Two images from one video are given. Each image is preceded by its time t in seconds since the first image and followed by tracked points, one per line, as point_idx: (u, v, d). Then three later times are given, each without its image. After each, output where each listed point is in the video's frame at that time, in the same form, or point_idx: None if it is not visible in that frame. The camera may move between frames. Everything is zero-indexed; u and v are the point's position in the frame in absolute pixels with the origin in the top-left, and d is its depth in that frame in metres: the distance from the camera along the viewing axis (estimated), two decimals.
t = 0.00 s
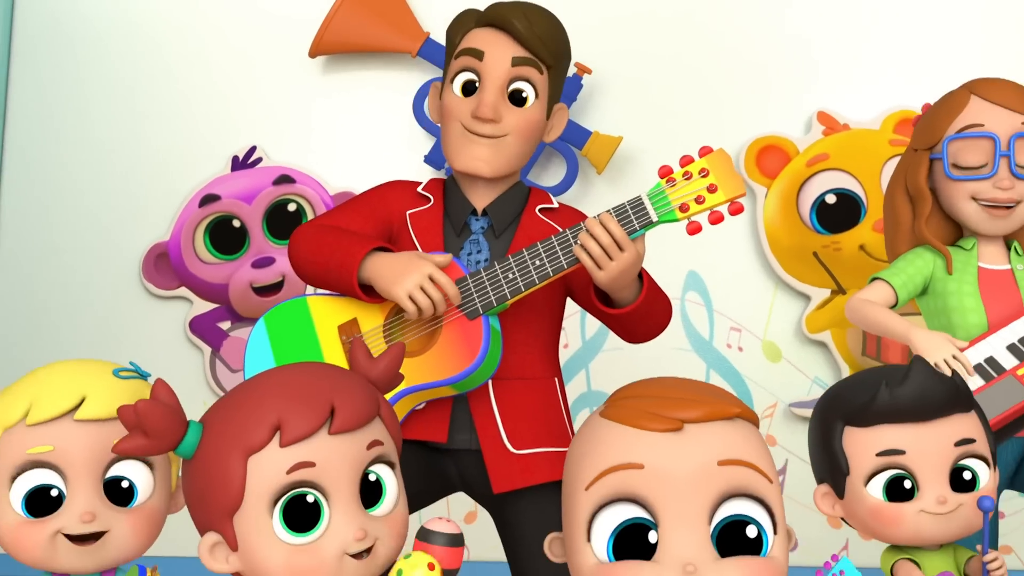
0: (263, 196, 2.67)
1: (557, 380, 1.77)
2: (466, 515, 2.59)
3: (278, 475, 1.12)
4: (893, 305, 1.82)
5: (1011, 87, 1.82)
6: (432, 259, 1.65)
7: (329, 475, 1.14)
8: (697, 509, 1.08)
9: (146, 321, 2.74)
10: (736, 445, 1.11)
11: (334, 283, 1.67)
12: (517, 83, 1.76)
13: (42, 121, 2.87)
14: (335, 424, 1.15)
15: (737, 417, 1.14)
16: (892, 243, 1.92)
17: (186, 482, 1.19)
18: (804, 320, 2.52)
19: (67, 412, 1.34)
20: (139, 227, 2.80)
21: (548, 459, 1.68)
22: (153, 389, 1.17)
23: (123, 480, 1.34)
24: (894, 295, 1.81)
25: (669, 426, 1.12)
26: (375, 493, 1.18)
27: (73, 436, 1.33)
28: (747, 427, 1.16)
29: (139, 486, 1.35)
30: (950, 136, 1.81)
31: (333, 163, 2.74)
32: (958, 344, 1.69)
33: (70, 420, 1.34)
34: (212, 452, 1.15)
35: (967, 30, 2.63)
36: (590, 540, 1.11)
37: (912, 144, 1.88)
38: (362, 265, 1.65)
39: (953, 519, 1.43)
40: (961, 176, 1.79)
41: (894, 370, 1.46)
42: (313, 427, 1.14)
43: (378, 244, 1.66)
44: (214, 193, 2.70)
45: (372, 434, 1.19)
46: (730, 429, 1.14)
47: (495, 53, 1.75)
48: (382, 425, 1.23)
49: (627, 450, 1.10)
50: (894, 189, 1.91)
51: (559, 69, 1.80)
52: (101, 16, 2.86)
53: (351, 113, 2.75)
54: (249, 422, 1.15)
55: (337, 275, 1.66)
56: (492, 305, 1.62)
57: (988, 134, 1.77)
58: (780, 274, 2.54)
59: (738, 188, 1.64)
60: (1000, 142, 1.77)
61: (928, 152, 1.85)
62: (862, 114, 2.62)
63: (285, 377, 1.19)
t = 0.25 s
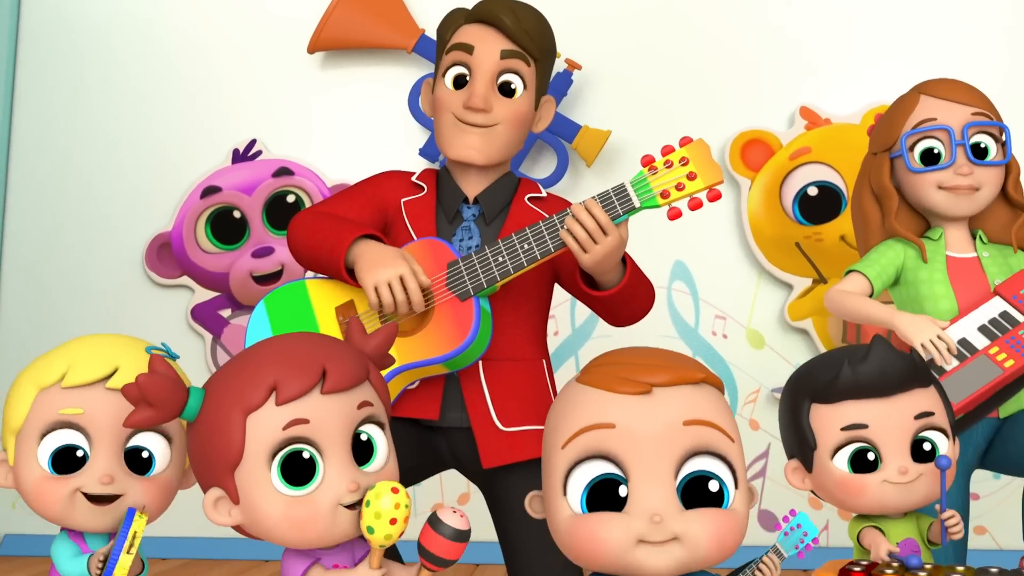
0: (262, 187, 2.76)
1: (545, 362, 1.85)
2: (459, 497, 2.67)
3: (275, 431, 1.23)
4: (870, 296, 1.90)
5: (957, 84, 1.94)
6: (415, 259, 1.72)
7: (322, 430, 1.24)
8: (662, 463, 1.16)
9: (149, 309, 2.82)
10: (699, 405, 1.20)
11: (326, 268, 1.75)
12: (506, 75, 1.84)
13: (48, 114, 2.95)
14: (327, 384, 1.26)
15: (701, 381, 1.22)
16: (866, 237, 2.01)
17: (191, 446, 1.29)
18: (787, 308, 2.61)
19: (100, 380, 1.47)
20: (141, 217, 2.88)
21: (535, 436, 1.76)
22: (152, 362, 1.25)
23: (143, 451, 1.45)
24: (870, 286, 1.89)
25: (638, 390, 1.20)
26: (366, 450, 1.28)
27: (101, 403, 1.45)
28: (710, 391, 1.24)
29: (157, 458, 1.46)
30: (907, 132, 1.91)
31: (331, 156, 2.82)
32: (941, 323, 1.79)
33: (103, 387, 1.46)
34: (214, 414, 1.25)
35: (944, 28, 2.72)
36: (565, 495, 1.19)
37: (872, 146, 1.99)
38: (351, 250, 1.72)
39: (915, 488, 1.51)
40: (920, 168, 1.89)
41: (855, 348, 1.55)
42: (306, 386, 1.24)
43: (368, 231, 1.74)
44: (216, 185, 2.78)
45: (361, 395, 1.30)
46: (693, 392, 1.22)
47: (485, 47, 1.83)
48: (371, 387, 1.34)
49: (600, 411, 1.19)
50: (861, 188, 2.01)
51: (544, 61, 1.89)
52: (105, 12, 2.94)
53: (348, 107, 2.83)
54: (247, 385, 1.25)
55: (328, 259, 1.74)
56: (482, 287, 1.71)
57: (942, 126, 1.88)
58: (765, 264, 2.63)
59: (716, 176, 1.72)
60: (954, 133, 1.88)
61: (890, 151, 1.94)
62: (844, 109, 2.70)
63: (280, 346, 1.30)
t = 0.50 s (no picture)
0: (261, 179, 2.84)
1: (532, 344, 1.93)
2: (451, 479, 2.77)
3: (275, 405, 1.31)
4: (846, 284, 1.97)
5: (926, 81, 2.01)
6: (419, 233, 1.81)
7: (319, 406, 1.32)
8: (631, 420, 1.30)
9: (150, 297, 2.91)
10: (661, 367, 1.34)
11: (327, 253, 1.84)
12: (495, 72, 1.93)
13: (52, 108, 3.03)
14: (325, 362, 1.34)
15: (667, 346, 1.37)
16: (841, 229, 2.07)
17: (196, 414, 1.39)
18: (769, 296, 2.71)
19: (86, 358, 1.54)
20: (143, 208, 2.96)
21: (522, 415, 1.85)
22: (171, 332, 1.37)
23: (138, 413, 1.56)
24: (845, 274, 1.96)
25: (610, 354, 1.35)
26: (360, 425, 1.37)
27: (93, 377, 1.53)
28: (676, 356, 1.40)
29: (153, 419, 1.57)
30: (878, 127, 1.99)
31: (328, 149, 2.91)
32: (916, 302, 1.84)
33: (89, 364, 1.54)
34: (221, 384, 1.33)
35: (920, 27, 2.82)
36: (542, 450, 1.34)
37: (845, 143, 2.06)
38: (352, 236, 1.82)
39: (882, 468, 1.56)
40: (892, 161, 1.96)
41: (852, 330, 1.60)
42: (306, 363, 1.32)
43: (367, 216, 1.83)
44: (215, 177, 2.86)
45: (358, 373, 1.38)
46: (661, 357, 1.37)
47: (475, 45, 1.92)
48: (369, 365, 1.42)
49: (576, 372, 1.33)
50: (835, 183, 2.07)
51: (533, 59, 1.98)
52: (108, 8, 3.02)
53: (345, 101, 2.91)
54: (251, 358, 1.33)
55: (330, 244, 1.82)
56: (472, 271, 1.79)
57: (911, 121, 1.96)
58: (747, 254, 2.73)
59: (693, 166, 1.81)
60: (922, 127, 1.95)
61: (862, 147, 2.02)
62: (825, 104, 2.79)
63: (283, 323, 1.38)
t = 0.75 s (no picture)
0: (258, 173, 2.91)
1: (521, 330, 2.00)
2: (443, 466, 2.84)
3: (247, 380, 1.43)
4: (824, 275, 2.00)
5: (896, 78, 2.06)
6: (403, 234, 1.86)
7: (284, 386, 1.41)
8: (609, 399, 1.38)
9: (149, 289, 2.97)
10: (639, 348, 1.42)
11: (318, 252, 1.90)
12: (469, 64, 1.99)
13: (52, 103, 3.09)
14: (295, 346, 1.42)
15: (643, 327, 1.45)
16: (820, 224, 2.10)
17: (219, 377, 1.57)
18: (753, 288, 2.77)
19: (83, 342, 1.60)
20: (142, 202, 3.02)
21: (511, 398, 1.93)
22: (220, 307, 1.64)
23: (136, 389, 1.63)
24: (824, 266, 2.00)
25: (588, 335, 1.42)
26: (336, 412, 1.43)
27: (92, 360, 1.59)
28: (651, 337, 1.47)
29: (150, 396, 1.64)
30: (854, 124, 2.02)
31: (323, 144, 2.97)
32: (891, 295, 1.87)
33: (86, 347, 1.60)
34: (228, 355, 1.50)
35: (902, 26, 2.88)
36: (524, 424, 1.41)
37: (823, 140, 2.09)
38: (340, 232, 1.88)
39: (854, 446, 1.63)
40: (869, 157, 2.00)
41: (840, 312, 1.65)
42: (277, 345, 1.43)
43: (352, 214, 1.90)
44: (214, 171, 2.93)
45: (336, 361, 1.44)
46: (632, 341, 1.44)
47: (445, 44, 1.97)
48: (362, 365, 1.46)
49: (554, 352, 1.41)
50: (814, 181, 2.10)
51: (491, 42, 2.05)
52: (108, 6, 3.09)
53: (340, 97, 2.98)
54: (246, 336, 1.47)
55: (320, 243, 1.88)
56: (462, 256, 1.85)
57: (885, 118, 2.00)
58: (732, 247, 2.79)
59: (666, 137, 1.89)
60: (896, 123, 1.99)
61: (839, 144, 2.06)
62: (809, 101, 2.86)
63: (286, 307, 1.49)
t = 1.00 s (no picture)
0: (254, 170, 2.95)
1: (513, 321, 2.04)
2: (436, 459, 2.88)
3: (251, 360, 1.49)
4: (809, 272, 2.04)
5: (875, 77, 2.09)
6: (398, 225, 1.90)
7: (282, 365, 1.46)
8: (584, 391, 1.43)
9: (146, 284, 3.00)
10: (610, 341, 1.47)
11: (315, 252, 1.94)
12: (448, 61, 2.03)
13: (51, 101, 3.13)
14: (293, 329, 1.47)
15: (609, 316, 1.50)
16: (806, 222, 2.14)
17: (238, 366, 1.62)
18: (741, 284, 2.82)
19: (108, 328, 1.65)
20: (139, 198, 3.06)
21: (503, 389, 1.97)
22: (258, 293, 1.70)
23: (150, 382, 1.68)
24: (809, 262, 2.04)
25: (558, 328, 1.46)
26: (334, 400, 1.46)
27: (113, 347, 1.64)
28: (616, 325, 1.53)
29: (163, 391, 1.69)
30: (837, 123, 2.06)
31: (317, 141, 3.01)
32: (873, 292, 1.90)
33: (111, 334, 1.65)
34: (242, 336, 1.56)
35: (889, 27, 2.93)
36: (503, 422, 1.44)
37: (808, 140, 2.13)
38: (335, 231, 1.92)
39: (833, 433, 1.67)
40: (851, 156, 2.03)
41: (786, 310, 1.70)
42: (277, 327, 1.47)
43: (347, 212, 1.94)
44: (210, 168, 2.97)
45: (330, 347, 1.46)
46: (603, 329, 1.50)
47: (423, 43, 2.01)
48: (357, 357, 1.47)
49: (528, 348, 1.44)
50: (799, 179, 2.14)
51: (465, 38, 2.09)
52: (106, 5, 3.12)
53: (334, 96, 3.02)
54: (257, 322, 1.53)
55: (315, 243, 1.93)
56: (454, 248, 1.90)
57: (866, 117, 2.03)
58: (721, 244, 2.84)
59: (646, 120, 1.93)
60: (877, 122, 2.03)
61: (823, 144, 2.10)
62: (797, 100, 2.90)
63: (295, 296, 1.54)
